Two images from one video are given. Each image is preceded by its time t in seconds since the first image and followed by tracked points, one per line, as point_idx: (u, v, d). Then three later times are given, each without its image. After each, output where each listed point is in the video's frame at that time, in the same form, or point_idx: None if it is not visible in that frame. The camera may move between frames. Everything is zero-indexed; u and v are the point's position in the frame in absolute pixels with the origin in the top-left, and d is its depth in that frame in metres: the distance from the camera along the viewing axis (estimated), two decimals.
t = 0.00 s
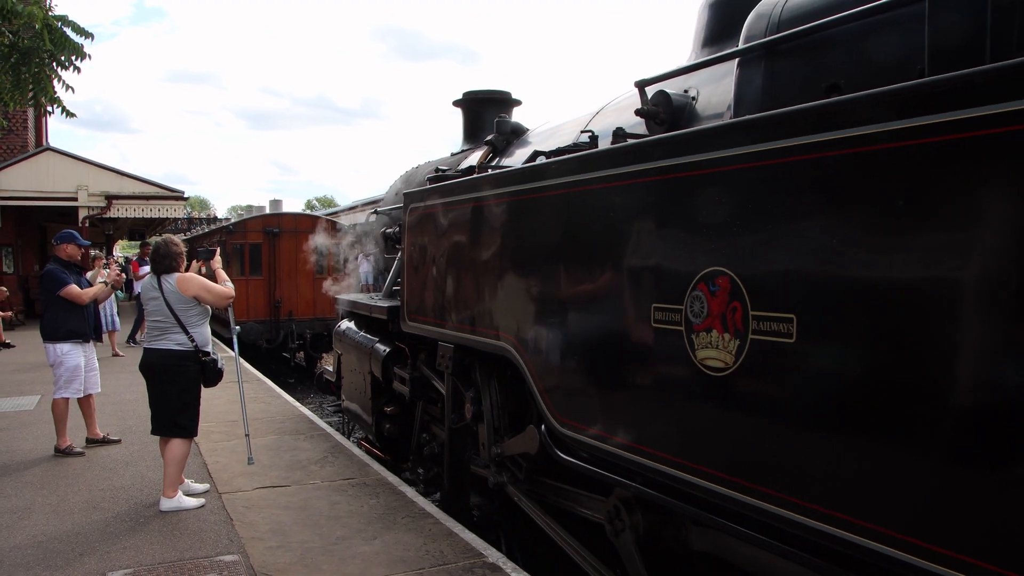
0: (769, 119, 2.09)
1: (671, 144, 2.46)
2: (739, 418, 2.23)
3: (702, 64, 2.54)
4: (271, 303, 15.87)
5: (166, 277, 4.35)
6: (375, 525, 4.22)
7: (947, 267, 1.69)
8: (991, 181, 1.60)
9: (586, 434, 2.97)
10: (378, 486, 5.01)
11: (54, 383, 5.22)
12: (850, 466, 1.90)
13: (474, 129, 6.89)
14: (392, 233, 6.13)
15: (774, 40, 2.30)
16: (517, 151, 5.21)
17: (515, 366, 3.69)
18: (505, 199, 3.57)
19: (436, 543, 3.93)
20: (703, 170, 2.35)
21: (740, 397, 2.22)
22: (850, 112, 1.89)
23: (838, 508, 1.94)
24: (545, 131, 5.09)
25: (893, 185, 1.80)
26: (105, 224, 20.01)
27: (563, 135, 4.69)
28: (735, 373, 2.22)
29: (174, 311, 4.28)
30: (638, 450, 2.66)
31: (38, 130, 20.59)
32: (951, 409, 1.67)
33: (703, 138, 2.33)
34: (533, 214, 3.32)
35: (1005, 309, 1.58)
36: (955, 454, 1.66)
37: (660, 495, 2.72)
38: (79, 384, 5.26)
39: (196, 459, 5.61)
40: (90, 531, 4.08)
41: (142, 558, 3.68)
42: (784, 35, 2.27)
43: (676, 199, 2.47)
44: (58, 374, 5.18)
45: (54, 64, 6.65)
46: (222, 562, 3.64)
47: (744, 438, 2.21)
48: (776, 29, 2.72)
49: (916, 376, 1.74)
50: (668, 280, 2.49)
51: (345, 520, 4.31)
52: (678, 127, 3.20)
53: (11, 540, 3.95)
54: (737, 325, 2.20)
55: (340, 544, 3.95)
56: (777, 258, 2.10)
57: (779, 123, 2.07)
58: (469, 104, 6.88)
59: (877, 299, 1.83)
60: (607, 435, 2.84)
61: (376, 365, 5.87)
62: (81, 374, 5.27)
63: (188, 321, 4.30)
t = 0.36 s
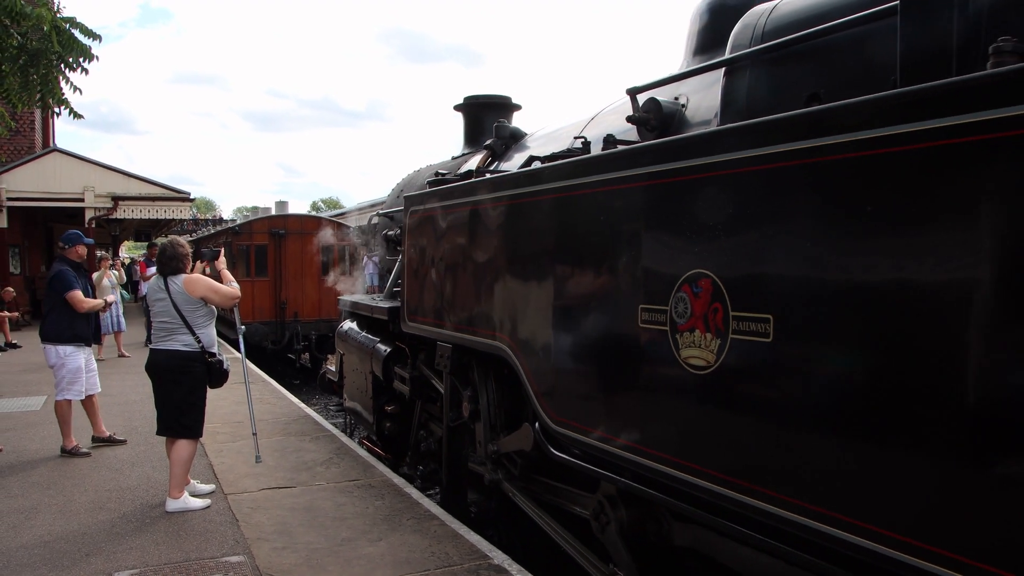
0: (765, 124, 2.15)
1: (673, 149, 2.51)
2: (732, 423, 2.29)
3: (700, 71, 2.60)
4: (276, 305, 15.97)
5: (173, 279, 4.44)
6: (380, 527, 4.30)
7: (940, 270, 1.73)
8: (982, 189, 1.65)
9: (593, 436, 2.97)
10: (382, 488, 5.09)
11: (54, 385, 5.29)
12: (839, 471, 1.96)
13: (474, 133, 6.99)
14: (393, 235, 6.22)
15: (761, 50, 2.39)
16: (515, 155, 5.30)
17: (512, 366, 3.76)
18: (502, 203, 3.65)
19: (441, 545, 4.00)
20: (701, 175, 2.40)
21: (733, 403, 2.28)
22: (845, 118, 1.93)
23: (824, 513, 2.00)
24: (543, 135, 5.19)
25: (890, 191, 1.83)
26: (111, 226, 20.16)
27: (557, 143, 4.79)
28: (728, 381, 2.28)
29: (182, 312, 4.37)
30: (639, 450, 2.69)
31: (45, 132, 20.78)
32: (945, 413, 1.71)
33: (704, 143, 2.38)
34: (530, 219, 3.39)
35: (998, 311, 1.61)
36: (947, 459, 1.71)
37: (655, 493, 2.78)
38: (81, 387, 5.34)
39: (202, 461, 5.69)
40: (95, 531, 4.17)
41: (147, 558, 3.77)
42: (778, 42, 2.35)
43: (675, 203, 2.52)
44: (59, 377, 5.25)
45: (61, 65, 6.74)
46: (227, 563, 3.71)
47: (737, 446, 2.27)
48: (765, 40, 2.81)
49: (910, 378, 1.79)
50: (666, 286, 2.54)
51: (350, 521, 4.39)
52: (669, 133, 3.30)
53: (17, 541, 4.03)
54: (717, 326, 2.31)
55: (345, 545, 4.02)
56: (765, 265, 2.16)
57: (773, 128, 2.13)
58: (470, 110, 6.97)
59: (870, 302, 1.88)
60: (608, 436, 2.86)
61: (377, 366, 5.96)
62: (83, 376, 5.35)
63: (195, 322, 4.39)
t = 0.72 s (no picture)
0: (745, 129, 2.22)
1: (660, 154, 2.58)
2: (717, 425, 2.35)
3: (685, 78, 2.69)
4: (276, 306, 16.06)
5: (174, 281, 4.51)
6: (379, 528, 4.36)
7: (916, 274, 1.78)
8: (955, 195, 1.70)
9: (590, 437, 2.99)
10: (382, 489, 5.15)
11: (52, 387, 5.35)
12: (819, 472, 2.02)
13: (468, 137, 7.09)
14: (389, 237, 6.31)
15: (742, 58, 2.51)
16: (507, 159, 5.40)
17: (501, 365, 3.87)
18: (493, 206, 3.73)
19: (440, 546, 4.05)
20: (688, 179, 2.47)
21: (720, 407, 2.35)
22: (824, 125, 2.00)
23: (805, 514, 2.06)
24: (536, 139, 5.28)
25: (866, 196, 1.89)
26: (110, 228, 20.23)
27: (546, 148, 4.89)
28: (714, 387, 2.35)
29: (183, 314, 4.44)
30: (637, 451, 2.71)
31: (44, 133, 20.83)
32: (920, 413, 1.77)
33: (690, 148, 2.45)
34: (521, 222, 3.47)
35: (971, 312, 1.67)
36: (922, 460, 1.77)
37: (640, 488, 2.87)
38: (80, 388, 5.43)
39: (202, 462, 5.76)
40: (95, 532, 4.25)
41: (147, 560, 3.83)
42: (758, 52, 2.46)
43: (664, 206, 2.58)
44: (60, 379, 5.33)
45: (62, 66, 6.79)
46: (226, 565, 3.78)
47: (723, 449, 2.34)
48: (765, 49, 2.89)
49: (886, 378, 1.84)
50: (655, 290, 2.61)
51: (350, 523, 4.45)
52: (654, 139, 3.42)
53: (17, 542, 4.10)
54: (694, 324, 2.42)
55: (344, 547, 4.08)
56: (748, 271, 2.22)
57: (754, 134, 2.21)
58: (465, 114, 7.07)
59: (849, 305, 1.94)
60: (607, 437, 2.88)
61: (373, 366, 6.03)
62: (82, 377, 5.43)
63: (196, 324, 4.46)
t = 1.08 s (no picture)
0: (732, 131, 2.31)
1: (652, 155, 2.66)
2: (706, 426, 2.42)
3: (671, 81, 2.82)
4: (274, 306, 16.12)
5: (174, 282, 4.57)
6: (377, 528, 4.42)
7: (897, 278, 1.86)
8: (933, 202, 1.78)
9: (586, 436, 3.04)
10: (381, 489, 5.21)
11: (53, 384, 5.37)
12: (804, 471, 2.09)
13: (460, 140, 7.17)
14: (383, 238, 6.38)
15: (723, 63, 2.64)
16: (497, 161, 5.48)
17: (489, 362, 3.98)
18: (484, 208, 3.83)
19: (439, 546, 4.10)
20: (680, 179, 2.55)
21: (708, 409, 2.42)
22: (809, 129, 2.07)
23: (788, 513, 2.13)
24: (527, 141, 5.36)
25: (846, 199, 1.98)
26: (107, 228, 20.26)
27: (535, 151, 4.97)
28: (705, 389, 2.42)
29: (183, 314, 4.50)
30: (639, 453, 2.73)
31: (40, 133, 20.82)
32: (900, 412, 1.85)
33: (683, 150, 2.52)
34: (510, 224, 3.57)
35: (951, 313, 1.74)
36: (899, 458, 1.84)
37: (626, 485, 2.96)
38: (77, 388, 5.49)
39: (199, 463, 5.81)
40: (92, 533, 4.31)
41: (145, 561, 3.89)
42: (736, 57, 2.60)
43: (658, 207, 2.65)
44: (65, 375, 5.39)
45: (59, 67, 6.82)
46: (224, 565, 3.84)
47: (710, 450, 2.40)
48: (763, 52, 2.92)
49: (867, 376, 1.92)
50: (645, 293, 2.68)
51: (348, 523, 4.51)
52: (637, 142, 3.55)
53: (16, 543, 4.15)
54: (671, 322, 2.55)
55: (342, 547, 4.13)
56: (745, 273, 2.27)
57: (742, 136, 2.28)
58: (457, 116, 7.13)
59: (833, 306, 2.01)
60: (606, 438, 2.91)
61: (366, 364, 6.11)
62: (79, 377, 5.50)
63: (195, 324, 4.52)
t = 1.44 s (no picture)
0: (718, 133, 2.35)
1: (644, 156, 2.68)
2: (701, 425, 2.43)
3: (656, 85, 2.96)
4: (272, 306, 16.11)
5: (172, 281, 4.57)
6: (375, 528, 4.41)
7: (891, 277, 1.86)
8: (928, 202, 1.79)
9: (581, 434, 3.05)
10: (378, 489, 5.21)
11: (43, 387, 5.32)
12: (801, 471, 2.08)
13: (454, 142, 7.19)
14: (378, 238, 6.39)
15: (703, 69, 2.76)
16: (489, 163, 5.50)
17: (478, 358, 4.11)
18: (474, 208, 3.93)
19: (437, 546, 4.10)
20: (663, 180, 2.61)
21: (706, 409, 2.41)
22: (800, 129, 2.09)
23: (783, 513, 2.13)
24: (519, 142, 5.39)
25: (839, 198, 1.99)
26: (105, 228, 20.25)
27: (524, 154, 4.99)
28: (700, 388, 2.42)
29: (180, 313, 4.49)
30: (640, 455, 2.71)
31: (39, 132, 20.81)
32: (895, 411, 1.84)
33: (674, 150, 2.54)
34: (498, 223, 3.68)
35: (944, 312, 1.75)
36: (895, 457, 1.84)
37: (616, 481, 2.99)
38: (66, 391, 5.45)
39: (197, 462, 5.82)
40: (89, 533, 4.30)
41: (143, 560, 3.88)
42: (717, 63, 2.71)
43: (657, 207, 2.64)
44: (55, 380, 5.34)
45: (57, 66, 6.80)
46: (222, 565, 3.83)
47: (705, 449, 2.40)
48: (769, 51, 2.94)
49: (864, 374, 1.92)
50: (641, 292, 2.68)
51: (346, 523, 4.50)
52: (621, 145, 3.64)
53: (13, 543, 4.15)
54: (649, 320, 2.63)
55: (340, 547, 4.13)
56: (743, 273, 2.26)
57: (734, 136, 2.29)
58: (452, 117, 7.15)
59: (828, 304, 2.01)
60: (607, 438, 2.88)
61: (360, 362, 6.13)
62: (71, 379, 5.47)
63: (193, 323, 4.52)
